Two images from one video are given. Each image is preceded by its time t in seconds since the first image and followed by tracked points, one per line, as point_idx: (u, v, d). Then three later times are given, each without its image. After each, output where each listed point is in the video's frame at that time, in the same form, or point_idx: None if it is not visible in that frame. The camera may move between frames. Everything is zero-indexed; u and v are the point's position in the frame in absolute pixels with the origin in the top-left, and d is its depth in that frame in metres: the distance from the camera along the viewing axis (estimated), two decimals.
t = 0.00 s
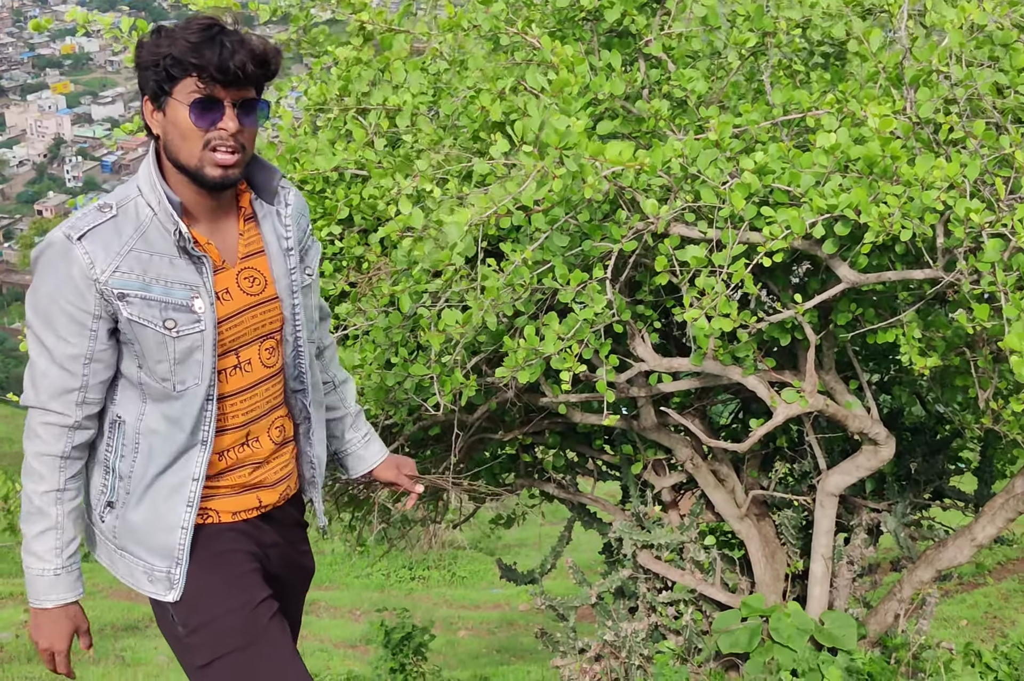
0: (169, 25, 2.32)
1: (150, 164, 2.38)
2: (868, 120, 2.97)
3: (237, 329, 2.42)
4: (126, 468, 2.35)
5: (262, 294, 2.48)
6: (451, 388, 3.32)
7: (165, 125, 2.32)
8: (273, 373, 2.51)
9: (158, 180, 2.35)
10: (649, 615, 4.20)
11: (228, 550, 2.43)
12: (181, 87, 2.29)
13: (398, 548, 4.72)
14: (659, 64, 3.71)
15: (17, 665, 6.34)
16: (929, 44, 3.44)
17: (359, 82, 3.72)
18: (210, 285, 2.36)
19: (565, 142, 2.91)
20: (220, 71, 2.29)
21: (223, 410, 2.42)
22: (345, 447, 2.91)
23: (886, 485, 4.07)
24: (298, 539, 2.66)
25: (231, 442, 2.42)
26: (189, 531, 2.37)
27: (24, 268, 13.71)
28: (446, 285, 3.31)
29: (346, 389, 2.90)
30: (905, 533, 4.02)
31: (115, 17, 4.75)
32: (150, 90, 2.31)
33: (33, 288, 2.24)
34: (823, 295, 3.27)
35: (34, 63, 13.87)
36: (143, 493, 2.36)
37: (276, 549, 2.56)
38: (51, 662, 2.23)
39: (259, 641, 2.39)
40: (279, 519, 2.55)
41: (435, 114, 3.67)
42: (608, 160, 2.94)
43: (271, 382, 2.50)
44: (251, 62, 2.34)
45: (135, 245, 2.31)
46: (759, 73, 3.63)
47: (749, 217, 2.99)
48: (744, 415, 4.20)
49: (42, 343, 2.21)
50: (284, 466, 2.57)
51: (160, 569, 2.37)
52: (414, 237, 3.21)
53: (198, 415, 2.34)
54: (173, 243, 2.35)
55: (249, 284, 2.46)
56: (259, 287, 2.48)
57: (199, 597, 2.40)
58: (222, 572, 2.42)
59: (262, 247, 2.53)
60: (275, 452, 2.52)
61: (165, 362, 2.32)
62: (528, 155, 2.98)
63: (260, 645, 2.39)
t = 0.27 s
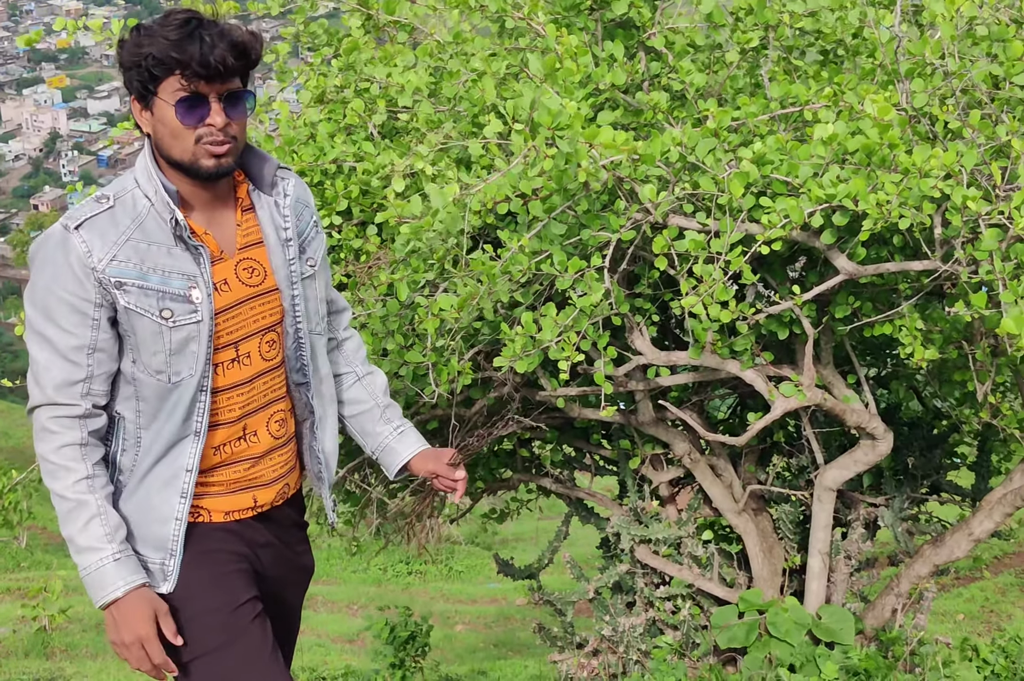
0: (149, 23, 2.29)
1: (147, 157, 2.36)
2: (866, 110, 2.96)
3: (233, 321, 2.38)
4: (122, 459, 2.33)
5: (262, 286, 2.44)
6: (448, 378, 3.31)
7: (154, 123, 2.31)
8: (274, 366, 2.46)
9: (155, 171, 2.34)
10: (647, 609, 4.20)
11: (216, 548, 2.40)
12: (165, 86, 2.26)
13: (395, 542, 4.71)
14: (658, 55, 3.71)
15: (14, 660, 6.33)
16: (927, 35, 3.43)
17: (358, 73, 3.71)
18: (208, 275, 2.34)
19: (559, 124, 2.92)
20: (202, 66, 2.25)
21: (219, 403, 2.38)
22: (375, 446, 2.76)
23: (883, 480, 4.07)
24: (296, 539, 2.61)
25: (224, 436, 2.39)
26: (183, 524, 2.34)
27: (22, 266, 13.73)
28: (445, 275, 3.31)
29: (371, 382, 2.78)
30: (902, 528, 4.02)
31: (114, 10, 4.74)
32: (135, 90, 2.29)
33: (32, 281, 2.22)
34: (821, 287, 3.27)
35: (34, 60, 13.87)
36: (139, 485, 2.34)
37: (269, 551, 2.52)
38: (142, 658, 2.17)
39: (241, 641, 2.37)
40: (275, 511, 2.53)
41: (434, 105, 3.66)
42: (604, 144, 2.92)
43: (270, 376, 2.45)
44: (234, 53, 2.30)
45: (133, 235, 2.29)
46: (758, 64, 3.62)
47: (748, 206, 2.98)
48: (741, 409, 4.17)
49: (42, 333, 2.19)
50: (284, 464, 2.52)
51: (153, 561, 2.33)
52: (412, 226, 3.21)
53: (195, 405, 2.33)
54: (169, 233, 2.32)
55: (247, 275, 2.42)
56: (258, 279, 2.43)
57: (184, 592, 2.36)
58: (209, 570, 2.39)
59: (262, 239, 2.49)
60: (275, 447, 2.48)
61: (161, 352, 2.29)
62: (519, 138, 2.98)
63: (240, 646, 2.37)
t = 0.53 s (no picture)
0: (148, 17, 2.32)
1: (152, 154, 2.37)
2: (862, 108, 2.97)
3: (237, 320, 2.38)
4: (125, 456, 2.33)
5: (264, 283, 2.44)
6: (444, 377, 3.32)
7: (153, 116, 2.33)
8: (277, 364, 2.46)
9: (160, 168, 2.34)
10: (644, 605, 4.19)
11: (218, 544, 2.41)
12: (162, 76, 2.29)
13: (392, 539, 4.71)
14: (653, 52, 3.70)
15: (12, 655, 6.33)
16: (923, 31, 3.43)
17: (353, 70, 3.71)
18: (212, 273, 2.34)
19: (562, 112, 2.94)
20: (197, 54, 2.28)
21: (222, 401, 2.38)
22: (365, 454, 2.78)
23: (880, 475, 4.07)
24: (297, 536, 2.61)
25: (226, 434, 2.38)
26: (186, 521, 2.34)
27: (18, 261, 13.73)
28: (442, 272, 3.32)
29: (362, 389, 2.79)
30: (899, 523, 4.02)
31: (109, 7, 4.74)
32: (135, 82, 2.32)
33: (34, 277, 2.21)
34: (817, 284, 3.27)
35: (29, 54, 13.84)
36: (143, 482, 2.33)
37: (271, 545, 2.52)
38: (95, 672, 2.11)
39: (243, 639, 2.37)
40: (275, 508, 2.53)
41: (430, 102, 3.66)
42: (602, 140, 2.92)
43: (274, 373, 2.45)
44: (230, 43, 2.32)
45: (137, 231, 2.29)
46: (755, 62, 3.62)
47: (745, 204, 2.98)
48: (738, 405, 4.19)
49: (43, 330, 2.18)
50: (285, 462, 2.52)
51: (156, 558, 2.34)
52: (408, 224, 3.21)
53: (199, 402, 2.32)
54: (175, 230, 2.33)
55: (251, 273, 2.42)
56: (261, 276, 2.44)
57: (185, 590, 2.37)
58: (210, 567, 2.39)
59: (263, 236, 2.51)
60: (278, 445, 2.47)
61: (165, 350, 2.29)
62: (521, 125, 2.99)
63: (243, 643, 2.37)
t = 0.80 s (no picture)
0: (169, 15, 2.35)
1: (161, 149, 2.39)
2: (860, 107, 2.96)
3: (243, 317, 2.41)
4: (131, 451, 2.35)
5: (269, 281, 2.47)
6: (442, 377, 3.32)
7: (167, 112, 2.36)
8: (281, 361, 2.49)
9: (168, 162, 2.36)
10: (643, 603, 4.19)
11: (225, 541, 2.42)
12: (178, 74, 2.31)
13: (391, 537, 4.72)
14: (651, 52, 3.70)
15: (11, 653, 6.34)
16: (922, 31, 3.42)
17: (351, 71, 3.71)
18: (219, 269, 2.36)
19: (556, 131, 2.91)
20: (213, 55, 2.30)
21: (229, 397, 2.40)
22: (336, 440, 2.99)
23: (878, 473, 4.08)
24: (299, 533, 2.65)
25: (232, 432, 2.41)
26: (191, 517, 2.36)
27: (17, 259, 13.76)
28: (439, 274, 3.32)
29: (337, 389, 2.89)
30: (898, 521, 4.02)
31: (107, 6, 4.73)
32: (153, 78, 2.35)
33: (40, 269, 2.24)
34: (815, 283, 3.27)
35: (28, 51, 13.83)
36: (147, 478, 2.35)
37: (277, 543, 2.54)
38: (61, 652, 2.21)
39: (254, 631, 2.37)
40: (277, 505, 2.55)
41: (428, 103, 3.65)
42: (600, 144, 2.93)
43: (279, 370, 2.48)
44: (247, 46, 2.35)
45: (145, 226, 2.31)
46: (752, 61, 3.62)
47: (743, 204, 2.98)
48: (737, 403, 4.19)
49: (49, 323, 2.21)
50: (289, 460, 2.55)
51: (161, 554, 2.36)
52: (406, 224, 3.21)
53: (205, 398, 2.34)
54: (182, 225, 2.35)
55: (256, 271, 2.45)
56: (266, 274, 2.47)
57: (195, 587, 2.38)
58: (219, 563, 2.40)
59: (269, 235, 2.53)
60: (282, 442, 2.50)
61: (171, 345, 2.31)
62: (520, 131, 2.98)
63: (255, 636, 2.37)
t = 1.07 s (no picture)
0: (222, 25, 2.28)
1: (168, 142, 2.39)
2: (860, 106, 2.96)
3: (248, 307, 2.41)
4: (137, 442, 2.34)
5: (272, 273, 2.49)
6: (442, 376, 3.31)
7: (208, 123, 2.31)
8: (284, 353, 2.50)
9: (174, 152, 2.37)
10: (642, 602, 4.19)
11: (234, 525, 2.41)
12: (237, 98, 2.28)
13: (391, 536, 4.71)
14: (651, 51, 3.70)
15: (10, 652, 6.35)
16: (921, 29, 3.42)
17: (350, 70, 3.70)
18: (226, 258, 2.38)
19: (556, 130, 2.91)
20: (278, 88, 2.30)
21: (233, 388, 2.41)
22: (337, 451, 2.94)
23: (878, 471, 4.08)
24: (304, 527, 2.65)
25: (234, 422, 2.41)
26: (200, 505, 2.35)
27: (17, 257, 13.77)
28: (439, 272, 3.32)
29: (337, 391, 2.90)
30: (897, 520, 4.03)
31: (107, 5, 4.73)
32: (199, 86, 2.28)
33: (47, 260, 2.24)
34: (816, 281, 3.26)
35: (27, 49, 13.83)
36: (154, 468, 2.34)
37: (282, 535, 2.54)
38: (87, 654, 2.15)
39: (270, 612, 2.37)
40: (281, 499, 2.55)
41: (428, 101, 3.65)
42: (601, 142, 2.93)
43: (282, 362, 2.49)
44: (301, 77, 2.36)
45: (152, 215, 2.32)
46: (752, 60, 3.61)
47: (743, 202, 2.98)
48: (736, 402, 4.19)
49: (57, 311, 2.21)
50: (294, 454, 2.56)
51: (170, 544, 2.34)
52: (406, 223, 3.20)
53: (212, 385, 2.35)
54: (189, 215, 2.37)
55: (260, 263, 2.46)
56: (270, 266, 2.49)
57: (209, 569, 2.38)
58: (231, 545, 2.40)
59: (272, 229, 2.55)
60: (286, 435, 2.51)
61: (178, 332, 2.32)
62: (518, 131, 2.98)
63: (272, 616, 2.37)
